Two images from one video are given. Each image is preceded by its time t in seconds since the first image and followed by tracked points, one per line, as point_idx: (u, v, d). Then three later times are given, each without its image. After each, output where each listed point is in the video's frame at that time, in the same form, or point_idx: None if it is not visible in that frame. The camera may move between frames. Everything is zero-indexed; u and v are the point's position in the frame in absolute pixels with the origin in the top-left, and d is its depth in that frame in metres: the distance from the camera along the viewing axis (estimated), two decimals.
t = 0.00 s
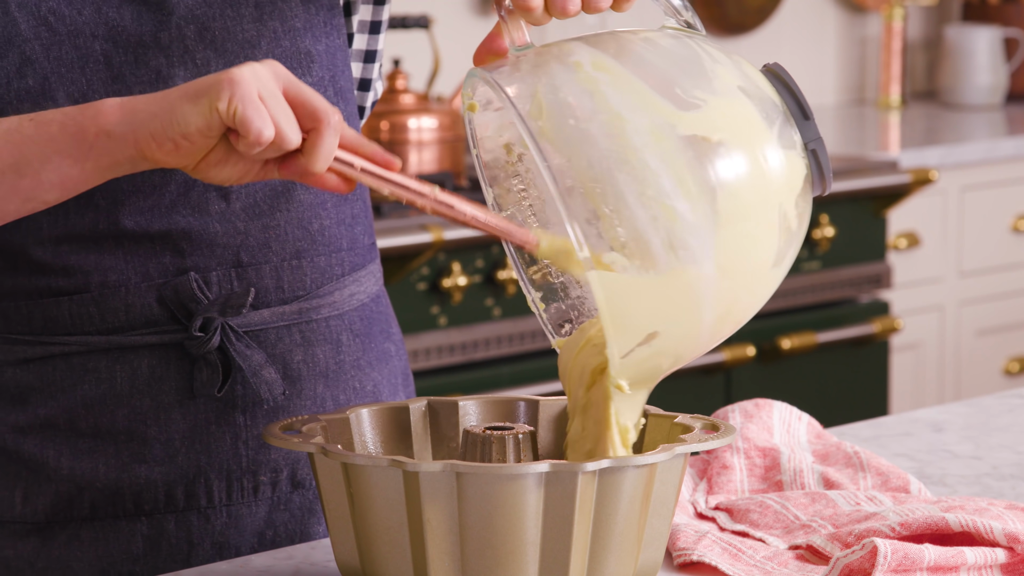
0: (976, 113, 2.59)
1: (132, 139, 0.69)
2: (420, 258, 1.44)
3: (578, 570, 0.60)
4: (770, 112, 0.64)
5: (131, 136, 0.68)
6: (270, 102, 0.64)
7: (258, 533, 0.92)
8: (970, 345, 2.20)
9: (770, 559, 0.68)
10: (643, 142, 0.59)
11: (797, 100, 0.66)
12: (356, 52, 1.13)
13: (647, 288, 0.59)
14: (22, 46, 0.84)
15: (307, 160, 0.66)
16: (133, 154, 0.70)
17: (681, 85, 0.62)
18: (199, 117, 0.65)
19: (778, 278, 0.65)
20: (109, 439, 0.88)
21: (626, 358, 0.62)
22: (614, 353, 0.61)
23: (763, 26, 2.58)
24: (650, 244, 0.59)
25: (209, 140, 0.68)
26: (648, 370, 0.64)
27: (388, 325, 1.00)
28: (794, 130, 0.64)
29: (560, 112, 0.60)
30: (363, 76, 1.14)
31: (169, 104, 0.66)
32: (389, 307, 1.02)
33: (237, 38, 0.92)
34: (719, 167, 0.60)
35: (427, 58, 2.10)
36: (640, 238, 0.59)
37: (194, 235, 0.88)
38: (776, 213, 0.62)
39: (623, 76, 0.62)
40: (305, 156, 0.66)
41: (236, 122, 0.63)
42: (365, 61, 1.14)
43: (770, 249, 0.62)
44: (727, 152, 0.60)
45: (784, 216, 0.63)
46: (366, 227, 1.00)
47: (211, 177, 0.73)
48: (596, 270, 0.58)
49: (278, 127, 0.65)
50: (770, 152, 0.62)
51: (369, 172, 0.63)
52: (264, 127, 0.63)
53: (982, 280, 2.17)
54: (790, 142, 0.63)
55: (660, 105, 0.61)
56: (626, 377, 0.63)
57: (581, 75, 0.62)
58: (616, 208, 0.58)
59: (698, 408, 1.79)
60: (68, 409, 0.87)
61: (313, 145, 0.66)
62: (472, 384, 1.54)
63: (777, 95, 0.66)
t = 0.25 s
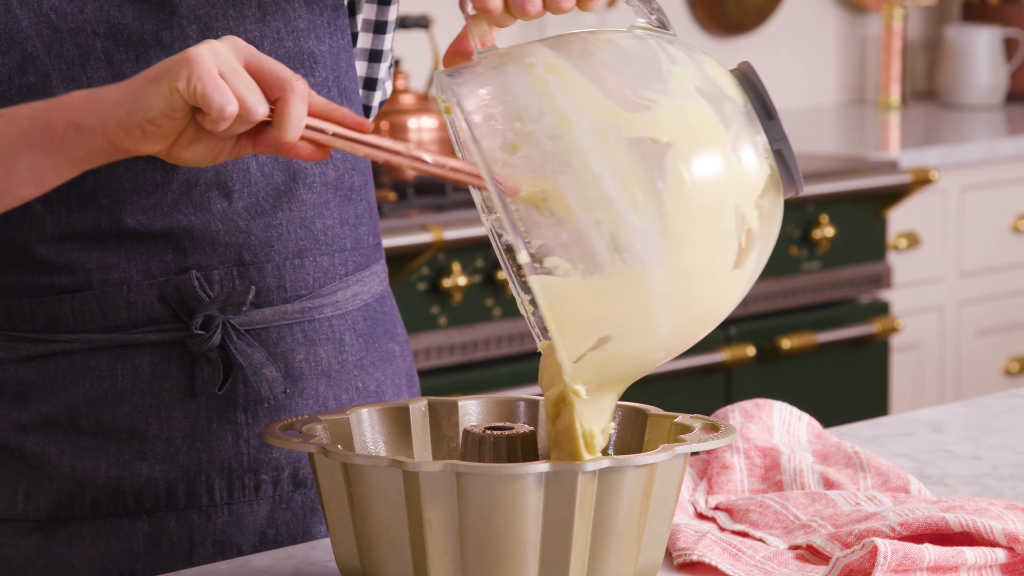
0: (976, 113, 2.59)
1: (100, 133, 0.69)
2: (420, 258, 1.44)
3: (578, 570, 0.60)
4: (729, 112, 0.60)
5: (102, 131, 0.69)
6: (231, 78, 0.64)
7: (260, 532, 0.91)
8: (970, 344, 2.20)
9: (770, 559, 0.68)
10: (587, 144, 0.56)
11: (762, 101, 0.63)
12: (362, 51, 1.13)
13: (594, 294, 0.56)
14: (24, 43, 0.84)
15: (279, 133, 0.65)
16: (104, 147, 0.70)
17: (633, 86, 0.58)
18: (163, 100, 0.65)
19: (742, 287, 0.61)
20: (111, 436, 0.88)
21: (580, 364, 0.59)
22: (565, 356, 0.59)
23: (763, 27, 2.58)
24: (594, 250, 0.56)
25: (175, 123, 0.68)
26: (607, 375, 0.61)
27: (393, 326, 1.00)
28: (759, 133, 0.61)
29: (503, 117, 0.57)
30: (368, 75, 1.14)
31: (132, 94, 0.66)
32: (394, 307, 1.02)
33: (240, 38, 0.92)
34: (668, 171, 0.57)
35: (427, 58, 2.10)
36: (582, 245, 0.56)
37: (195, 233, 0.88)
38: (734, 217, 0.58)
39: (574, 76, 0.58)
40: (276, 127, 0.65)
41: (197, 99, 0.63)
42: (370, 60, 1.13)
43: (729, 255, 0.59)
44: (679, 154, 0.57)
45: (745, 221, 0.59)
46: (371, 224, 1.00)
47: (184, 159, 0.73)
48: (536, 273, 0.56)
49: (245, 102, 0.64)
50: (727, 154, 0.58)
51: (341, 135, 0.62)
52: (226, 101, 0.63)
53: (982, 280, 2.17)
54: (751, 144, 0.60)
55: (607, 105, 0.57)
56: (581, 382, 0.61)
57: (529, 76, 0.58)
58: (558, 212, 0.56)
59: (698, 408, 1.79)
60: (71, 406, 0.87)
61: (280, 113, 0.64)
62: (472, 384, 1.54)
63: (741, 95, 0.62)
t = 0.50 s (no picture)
0: (976, 113, 2.59)
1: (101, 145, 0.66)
2: (420, 258, 1.44)
3: (577, 570, 0.60)
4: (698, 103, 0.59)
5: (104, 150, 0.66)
6: (245, 104, 0.62)
7: (250, 533, 0.91)
8: (970, 344, 2.20)
9: (770, 559, 0.68)
10: (546, 134, 0.56)
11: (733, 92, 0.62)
12: (359, 49, 1.13)
13: (553, 286, 0.56)
14: (11, 45, 0.85)
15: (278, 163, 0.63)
16: (110, 155, 0.66)
17: (598, 75, 0.58)
18: (173, 117, 0.62)
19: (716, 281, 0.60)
20: (100, 436, 0.88)
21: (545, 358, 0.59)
22: (529, 348, 0.59)
23: (764, 26, 2.58)
24: (554, 240, 0.56)
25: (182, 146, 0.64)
26: (577, 367, 0.60)
27: (391, 327, 1.00)
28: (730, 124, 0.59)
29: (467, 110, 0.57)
30: (368, 73, 1.14)
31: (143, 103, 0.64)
32: (394, 308, 1.02)
33: (229, 39, 0.91)
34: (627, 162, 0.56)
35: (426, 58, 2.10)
36: (544, 235, 0.56)
37: (185, 233, 0.88)
38: (701, 208, 0.57)
39: (541, 65, 0.58)
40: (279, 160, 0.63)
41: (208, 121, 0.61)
42: (367, 58, 1.13)
43: (696, 248, 0.58)
44: (640, 145, 0.56)
45: (712, 213, 0.58)
46: (371, 225, 1.01)
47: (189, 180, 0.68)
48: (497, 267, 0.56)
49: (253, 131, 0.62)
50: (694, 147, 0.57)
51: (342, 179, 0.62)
52: (235, 128, 0.61)
53: (982, 280, 2.17)
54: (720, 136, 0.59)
55: (570, 95, 0.57)
56: (547, 374, 0.60)
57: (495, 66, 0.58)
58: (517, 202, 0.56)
59: (697, 408, 1.79)
60: (60, 405, 0.87)
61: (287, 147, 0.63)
62: (472, 385, 1.54)
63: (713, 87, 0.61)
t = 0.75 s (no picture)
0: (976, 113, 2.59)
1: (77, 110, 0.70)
2: (420, 258, 1.44)
3: (578, 570, 0.60)
4: (650, 84, 0.56)
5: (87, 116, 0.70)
6: (202, 64, 0.64)
7: (245, 530, 0.91)
8: (970, 344, 2.20)
9: (770, 559, 0.68)
10: (485, 125, 0.54)
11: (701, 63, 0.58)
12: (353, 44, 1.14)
13: (500, 275, 0.55)
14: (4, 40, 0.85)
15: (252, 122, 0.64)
16: (78, 132, 0.72)
17: (542, 61, 0.55)
18: (135, 89, 0.66)
19: (681, 263, 0.58)
20: (95, 434, 0.88)
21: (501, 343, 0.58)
22: (488, 340, 0.58)
23: (764, 26, 2.58)
24: (497, 232, 0.54)
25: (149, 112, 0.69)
26: (540, 358, 0.59)
27: (387, 326, 1.00)
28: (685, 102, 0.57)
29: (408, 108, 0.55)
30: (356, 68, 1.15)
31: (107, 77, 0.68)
32: (390, 308, 1.02)
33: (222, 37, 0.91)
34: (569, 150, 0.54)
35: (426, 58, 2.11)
36: (489, 226, 0.54)
37: (179, 229, 0.88)
38: (652, 191, 0.55)
39: (483, 53, 0.55)
40: (249, 117, 0.64)
41: (169, 89, 0.63)
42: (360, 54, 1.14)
43: (650, 232, 0.56)
44: (583, 131, 0.54)
45: (666, 195, 0.56)
46: (365, 225, 1.00)
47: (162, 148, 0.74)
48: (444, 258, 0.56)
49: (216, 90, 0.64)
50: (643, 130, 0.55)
51: (313, 128, 0.62)
52: (198, 91, 0.63)
53: (982, 280, 2.17)
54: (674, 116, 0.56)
55: (512, 83, 0.54)
56: (511, 365, 0.60)
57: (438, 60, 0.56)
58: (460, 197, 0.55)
59: (697, 408, 1.79)
60: (55, 403, 0.88)
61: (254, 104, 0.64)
62: (472, 384, 1.54)
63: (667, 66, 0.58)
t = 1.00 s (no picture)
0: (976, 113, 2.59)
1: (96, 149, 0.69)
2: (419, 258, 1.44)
3: (577, 570, 0.60)
4: (596, 98, 0.54)
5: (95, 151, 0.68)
6: (213, 111, 0.63)
7: (234, 528, 0.91)
8: (970, 344, 2.20)
9: (770, 559, 0.68)
10: (426, 151, 0.54)
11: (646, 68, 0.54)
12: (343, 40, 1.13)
13: (451, 300, 0.55)
14: None
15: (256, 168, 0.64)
16: (87, 170, 0.70)
17: (483, 82, 0.54)
18: (146, 131, 0.65)
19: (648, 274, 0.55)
20: (82, 432, 0.88)
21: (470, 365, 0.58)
22: (457, 363, 0.58)
23: (764, 26, 2.58)
24: (444, 257, 0.54)
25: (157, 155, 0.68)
26: (515, 378, 0.58)
27: (380, 324, 1.00)
28: (631, 111, 0.54)
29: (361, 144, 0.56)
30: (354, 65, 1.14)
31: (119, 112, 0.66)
32: (384, 306, 1.02)
33: (208, 36, 0.91)
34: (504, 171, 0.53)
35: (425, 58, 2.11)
36: (437, 254, 0.55)
37: (165, 228, 0.88)
38: (597, 205, 0.53)
39: (432, 78, 0.55)
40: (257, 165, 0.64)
41: (178, 133, 0.62)
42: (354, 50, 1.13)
43: (601, 245, 0.53)
44: (520, 151, 0.53)
45: (617, 210, 0.53)
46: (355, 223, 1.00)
47: (169, 188, 0.73)
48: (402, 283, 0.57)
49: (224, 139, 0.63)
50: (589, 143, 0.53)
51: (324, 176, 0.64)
52: (206, 140, 0.62)
53: (982, 280, 2.17)
54: (621, 129, 0.53)
55: (454, 106, 0.54)
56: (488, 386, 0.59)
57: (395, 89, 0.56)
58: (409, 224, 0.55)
59: (696, 408, 1.79)
60: (42, 401, 0.87)
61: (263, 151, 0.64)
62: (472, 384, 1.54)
63: (614, 80, 0.55)
